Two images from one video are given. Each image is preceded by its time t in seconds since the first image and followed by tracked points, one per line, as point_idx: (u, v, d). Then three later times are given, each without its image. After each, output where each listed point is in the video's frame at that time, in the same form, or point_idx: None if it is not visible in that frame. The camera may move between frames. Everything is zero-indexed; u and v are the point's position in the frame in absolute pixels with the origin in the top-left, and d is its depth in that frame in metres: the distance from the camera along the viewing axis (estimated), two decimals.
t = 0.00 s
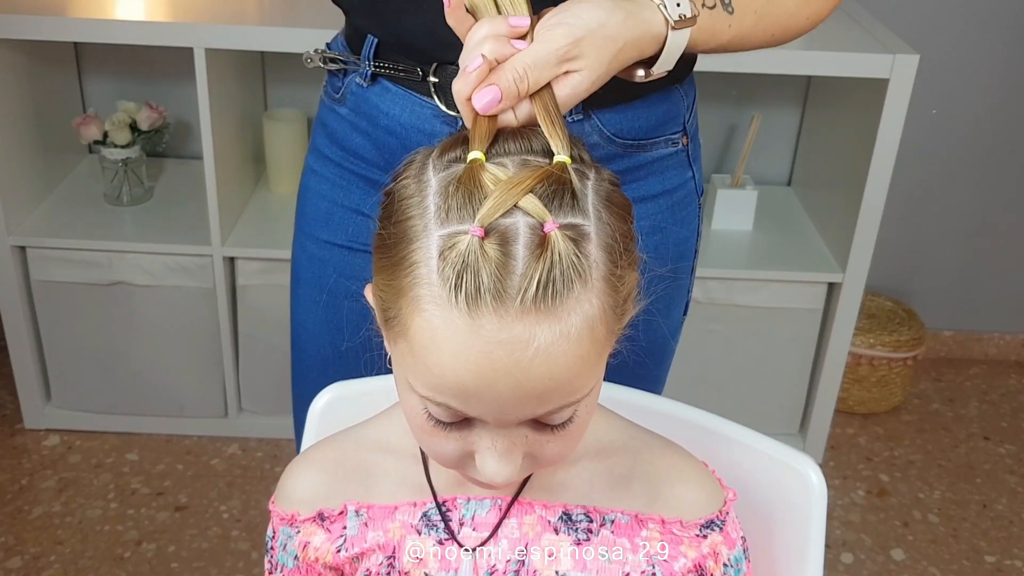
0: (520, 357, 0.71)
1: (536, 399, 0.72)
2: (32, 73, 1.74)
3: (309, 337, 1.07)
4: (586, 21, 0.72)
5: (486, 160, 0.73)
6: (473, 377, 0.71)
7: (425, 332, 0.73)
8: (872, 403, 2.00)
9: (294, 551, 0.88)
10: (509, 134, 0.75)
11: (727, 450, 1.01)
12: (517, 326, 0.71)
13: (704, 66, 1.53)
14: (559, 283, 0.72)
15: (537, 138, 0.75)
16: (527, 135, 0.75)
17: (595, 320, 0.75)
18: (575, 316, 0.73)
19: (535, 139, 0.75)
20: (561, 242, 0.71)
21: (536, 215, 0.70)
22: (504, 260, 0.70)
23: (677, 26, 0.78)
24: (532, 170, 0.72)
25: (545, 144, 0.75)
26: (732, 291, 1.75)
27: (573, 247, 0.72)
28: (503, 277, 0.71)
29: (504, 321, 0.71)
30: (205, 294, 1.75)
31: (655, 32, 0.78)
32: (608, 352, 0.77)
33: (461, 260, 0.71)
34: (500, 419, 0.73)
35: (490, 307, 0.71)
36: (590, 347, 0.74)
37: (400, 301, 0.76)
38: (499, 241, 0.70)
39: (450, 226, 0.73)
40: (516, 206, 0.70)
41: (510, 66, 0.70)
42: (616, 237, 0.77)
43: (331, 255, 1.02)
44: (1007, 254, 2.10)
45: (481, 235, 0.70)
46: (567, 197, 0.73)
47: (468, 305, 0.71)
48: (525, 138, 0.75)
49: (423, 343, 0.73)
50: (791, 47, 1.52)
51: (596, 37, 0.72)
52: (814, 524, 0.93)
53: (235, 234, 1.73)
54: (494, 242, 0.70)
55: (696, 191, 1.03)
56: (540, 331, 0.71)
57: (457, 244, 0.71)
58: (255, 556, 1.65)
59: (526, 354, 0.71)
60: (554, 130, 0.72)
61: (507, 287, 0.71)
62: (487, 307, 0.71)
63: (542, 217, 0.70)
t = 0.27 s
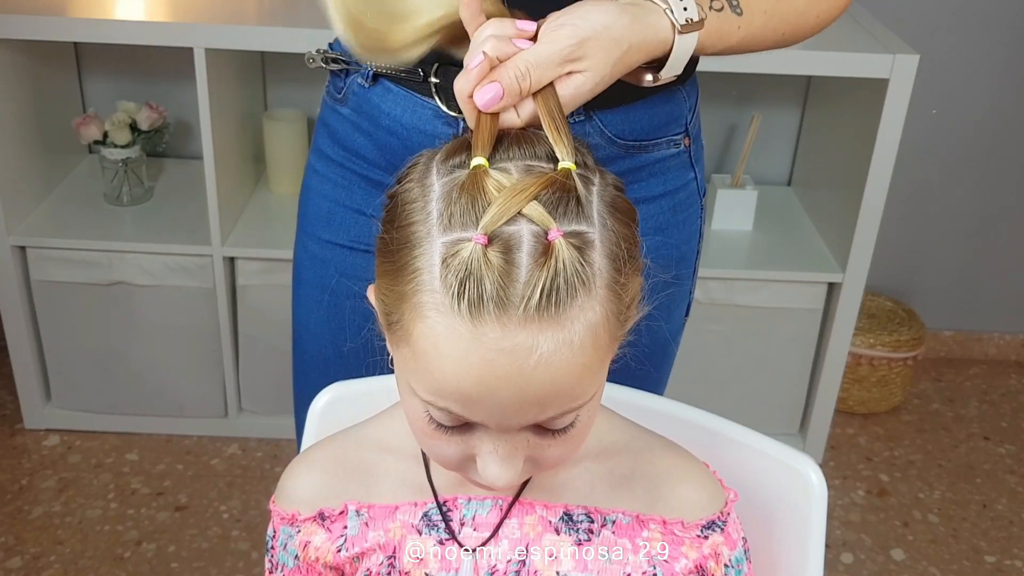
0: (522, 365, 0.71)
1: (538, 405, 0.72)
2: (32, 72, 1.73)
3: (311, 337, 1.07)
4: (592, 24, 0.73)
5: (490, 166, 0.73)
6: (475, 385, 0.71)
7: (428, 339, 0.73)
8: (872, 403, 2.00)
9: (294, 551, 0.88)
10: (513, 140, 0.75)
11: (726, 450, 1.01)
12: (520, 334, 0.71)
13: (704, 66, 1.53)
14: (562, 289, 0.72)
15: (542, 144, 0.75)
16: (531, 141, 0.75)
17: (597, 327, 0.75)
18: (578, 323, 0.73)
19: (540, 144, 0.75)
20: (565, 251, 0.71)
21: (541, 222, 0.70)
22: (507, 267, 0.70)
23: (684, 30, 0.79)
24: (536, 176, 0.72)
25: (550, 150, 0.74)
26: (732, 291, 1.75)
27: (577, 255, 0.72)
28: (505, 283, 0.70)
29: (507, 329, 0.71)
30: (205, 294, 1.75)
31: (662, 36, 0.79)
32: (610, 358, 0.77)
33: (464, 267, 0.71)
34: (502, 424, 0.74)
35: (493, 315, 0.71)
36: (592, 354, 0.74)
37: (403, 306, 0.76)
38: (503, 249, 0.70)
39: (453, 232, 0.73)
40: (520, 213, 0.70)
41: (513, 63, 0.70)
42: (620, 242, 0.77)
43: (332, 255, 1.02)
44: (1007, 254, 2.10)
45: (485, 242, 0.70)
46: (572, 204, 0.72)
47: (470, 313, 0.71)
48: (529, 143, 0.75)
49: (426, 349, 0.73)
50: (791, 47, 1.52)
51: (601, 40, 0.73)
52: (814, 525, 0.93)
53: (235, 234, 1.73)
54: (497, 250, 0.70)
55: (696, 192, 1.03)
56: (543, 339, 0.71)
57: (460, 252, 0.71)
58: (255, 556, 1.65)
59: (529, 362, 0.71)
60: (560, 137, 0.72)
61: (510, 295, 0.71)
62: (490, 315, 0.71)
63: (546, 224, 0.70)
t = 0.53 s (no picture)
0: (528, 397, 0.71)
1: (541, 433, 0.73)
2: (31, 72, 1.73)
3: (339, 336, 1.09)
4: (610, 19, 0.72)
5: (505, 190, 0.71)
6: (479, 413, 0.72)
7: (433, 363, 0.73)
8: (872, 403, 2.00)
9: (294, 555, 0.88)
10: (531, 161, 0.73)
11: (727, 451, 1.01)
12: (526, 366, 0.71)
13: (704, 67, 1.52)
14: (570, 319, 0.71)
15: (558, 171, 0.74)
16: (548, 166, 0.74)
17: (602, 358, 0.75)
18: (584, 355, 0.73)
19: (556, 170, 0.74)
20: (576, 286, 0.70)
21: (552, 254, 0.69)
22: (515, 300, 0.70)
23: (785, 39, 0.80)
24: (552, 204, 0.70)
25: (567, 176, 0.73)
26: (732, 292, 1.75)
27: (587, 289, 0.72)
28: (513, 311, 0.70)
29: (514, 360, 0.71)
30: (205, 294, 1.75)
31: (763, 44, 0.80)
32: (614, 385, 0.78)
33: (473, 296, 0.71)
34: (505, 450, 0.74)
35: (500, 346, 0.71)
36: (597, 383, 0.75)
37: (409, 327, 0.76)
38: (512, 280, 0.69)
39: (462, 258, 0.72)
40: (533, 243, 0.69)
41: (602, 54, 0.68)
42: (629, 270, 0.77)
43: (362, 252, 1.03)
44: (1007, 253, 2.10)
45: (495, 273, 0.69)
46: (586, 237, 0.72)
47: (477, 343, 0.71)
48: (543, 170, 0.73)
49: (431, 373, 0.73)
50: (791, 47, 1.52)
51: (701, 55, 0.72)
52: (814, 521, 0.93)
53: (235, 235, 1.73)
54: (506, 281, 0.69)
55: (735, 210, 1.03)
56: (549, 371, 0.72)
57: (469, 282, 0.71)
58: (255, 556, 1.65)
59: (534, 395, 0.71)
60: (603, 163, 0.71)
61: (517, 327, 0.71)
62: (497, 346, 0.71)
63: (558, 257, 0.69)
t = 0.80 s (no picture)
0: (529, 398, 0.71)
1: (542, 434, 0.73)
2: (31, 72, 1.73)
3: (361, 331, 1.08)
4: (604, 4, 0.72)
5: (507, 191, 0.71)
6: (480, 414, 0.72)
7: (434, 363, 0.73)
8: (872, 403, 2.00)
9: (295, 554, 0.88)
10: (532, 161, 0.73)
11: (727, 452, 1.01)
12: (528, 368, 0.71)
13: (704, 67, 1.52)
14: (572, 322, 0.71)
15: (561, 172, 0.74)
16: (550, 167, 0.73)
17: (603, 360, 0.75)
18: (585, 357, 0.73)
19: (558, 171, 0.73)
20: (577, 287, 0.70)
21: (554, 255, 0.69)
22: (517, 302, 0.70)
23: (793, 48, 0.80)
24: (555, 205, 0.70)
25: (569, 177, 0.73)
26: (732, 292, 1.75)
27: (589, 291, 0.72)
28: (515, 313, 0.70)
29: (515, 362, 0.71)
30: (205, 294, 1.75)
31: (771, 51, 0.80)
32: (615, 386, 0.78)
33: (474, 298, 0.71)
34: (506, 451, 0.74)
35: (501, 347, 0.71)
36: (598, 385, 0.75)
37: (410, 328, 0.76)
38: (514, 282, 0.69)
39: (464, 259, 0.72)
40: (535, 244, 0.69)
41: (601, 55, 0.69)
42: (631, 272, 0.77)
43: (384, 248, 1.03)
44: (1007, 253, 2.10)
45: (496, 274, 0.69)
46: (589, 239, 0.72)
47: (478, 344, 0.71)
48: (546, 170, 0.73)
49: (431, 374, 0.73)
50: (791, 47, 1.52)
51: (703, 57, 0.73)
52: (814, 521, 0.93)
53: (236, 235, 1.73)
54: (508, 282, 0.70)
55: (756, 217, 1.01)
56: (551, 373, 0.72)
57: (470, 282, 0.71)
58: (255, 556, 1.65)
59: (535, 396, 0.71)
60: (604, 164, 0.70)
61: (519, 329, 0.71)
62: (498, 347, 0.71)
63: (559, 259, 0.69)
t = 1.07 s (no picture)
0: (533, 394, 0.71)
1: (545, 431, 0.73)
2: (31, 72, 1.73)
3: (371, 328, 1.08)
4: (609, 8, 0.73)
5: (510, 190, 0.72)
6: (484, 410, 0.72)
7: (437, 360, 0.73)
8: (872, 403, 2.00)
9: (295, 553, 0.88)
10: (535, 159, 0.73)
11: (727, 452, 1.01)
12: (531, 363, 0.71)
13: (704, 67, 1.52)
14: (576, 319, 0.71)
15: (563, 170, 0.74)
16: (553, 165, 0.74)
17: (607, 356, 0.75)
18: (589, 354, 0.73)
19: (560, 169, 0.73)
20: (581, 284, 0.70)
21: (558, 253, 0.69)
22: (520, 298, 0.70)
23: (806, 44, 0.79)
24: (558, 202, 0.71)
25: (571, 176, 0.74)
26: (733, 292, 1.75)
27: (593, 288, 0.72)
28: (518, 310, 0.70)
29: (519, 358, 0.71)
30: (205, 294, 1.75)
31: (783, 50, 0.79)
32: (619, 383, 0.78)
33: (477, 294, 0.71)
34: (510, 447, 0.74)
35: (505, 344, 0.71)
36: (602, 381, 0.75)
37: (414, 326, 0.76)
38: (517, 278, 0.70)
39: (467, 256, 0.72)
40: (538, 241, 0.69)
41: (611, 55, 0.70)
42: (634, 268, 0.77)
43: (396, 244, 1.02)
44: (1007, 254, 2.10)
45: (500, 271, 0.69)
46: (592, 237, 0.72)
47: (482, 340, 0.71)
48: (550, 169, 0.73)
49: (435, 371, 0.73)
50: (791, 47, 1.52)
51: (714, 50, 0.73)
52: (814, 523, 0.93)
53: (236, 235, 1.73)
54: (512, 279, 0.70)
55: (766, 220, 1.02)
56: (554, 369, 0.72)
57: (474, 279, 0.71)
58: (255, 556, 1.65)
59: (539, 392, 0.71)
60: (609, 163, 0.71)
61: (523, 325, 0.71)
62: (502, 344, 0.71)
63: (563, 256, 0.69)
